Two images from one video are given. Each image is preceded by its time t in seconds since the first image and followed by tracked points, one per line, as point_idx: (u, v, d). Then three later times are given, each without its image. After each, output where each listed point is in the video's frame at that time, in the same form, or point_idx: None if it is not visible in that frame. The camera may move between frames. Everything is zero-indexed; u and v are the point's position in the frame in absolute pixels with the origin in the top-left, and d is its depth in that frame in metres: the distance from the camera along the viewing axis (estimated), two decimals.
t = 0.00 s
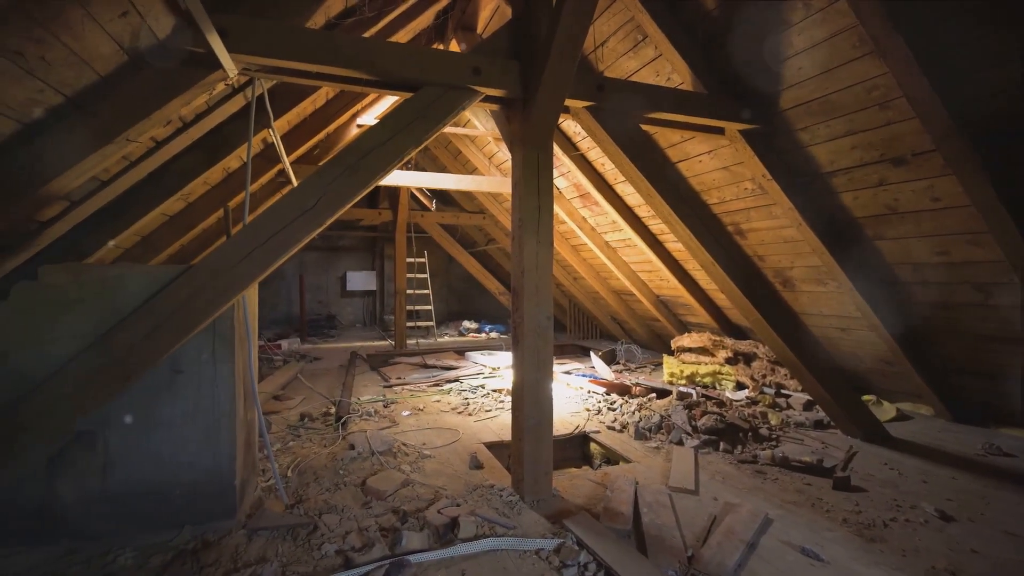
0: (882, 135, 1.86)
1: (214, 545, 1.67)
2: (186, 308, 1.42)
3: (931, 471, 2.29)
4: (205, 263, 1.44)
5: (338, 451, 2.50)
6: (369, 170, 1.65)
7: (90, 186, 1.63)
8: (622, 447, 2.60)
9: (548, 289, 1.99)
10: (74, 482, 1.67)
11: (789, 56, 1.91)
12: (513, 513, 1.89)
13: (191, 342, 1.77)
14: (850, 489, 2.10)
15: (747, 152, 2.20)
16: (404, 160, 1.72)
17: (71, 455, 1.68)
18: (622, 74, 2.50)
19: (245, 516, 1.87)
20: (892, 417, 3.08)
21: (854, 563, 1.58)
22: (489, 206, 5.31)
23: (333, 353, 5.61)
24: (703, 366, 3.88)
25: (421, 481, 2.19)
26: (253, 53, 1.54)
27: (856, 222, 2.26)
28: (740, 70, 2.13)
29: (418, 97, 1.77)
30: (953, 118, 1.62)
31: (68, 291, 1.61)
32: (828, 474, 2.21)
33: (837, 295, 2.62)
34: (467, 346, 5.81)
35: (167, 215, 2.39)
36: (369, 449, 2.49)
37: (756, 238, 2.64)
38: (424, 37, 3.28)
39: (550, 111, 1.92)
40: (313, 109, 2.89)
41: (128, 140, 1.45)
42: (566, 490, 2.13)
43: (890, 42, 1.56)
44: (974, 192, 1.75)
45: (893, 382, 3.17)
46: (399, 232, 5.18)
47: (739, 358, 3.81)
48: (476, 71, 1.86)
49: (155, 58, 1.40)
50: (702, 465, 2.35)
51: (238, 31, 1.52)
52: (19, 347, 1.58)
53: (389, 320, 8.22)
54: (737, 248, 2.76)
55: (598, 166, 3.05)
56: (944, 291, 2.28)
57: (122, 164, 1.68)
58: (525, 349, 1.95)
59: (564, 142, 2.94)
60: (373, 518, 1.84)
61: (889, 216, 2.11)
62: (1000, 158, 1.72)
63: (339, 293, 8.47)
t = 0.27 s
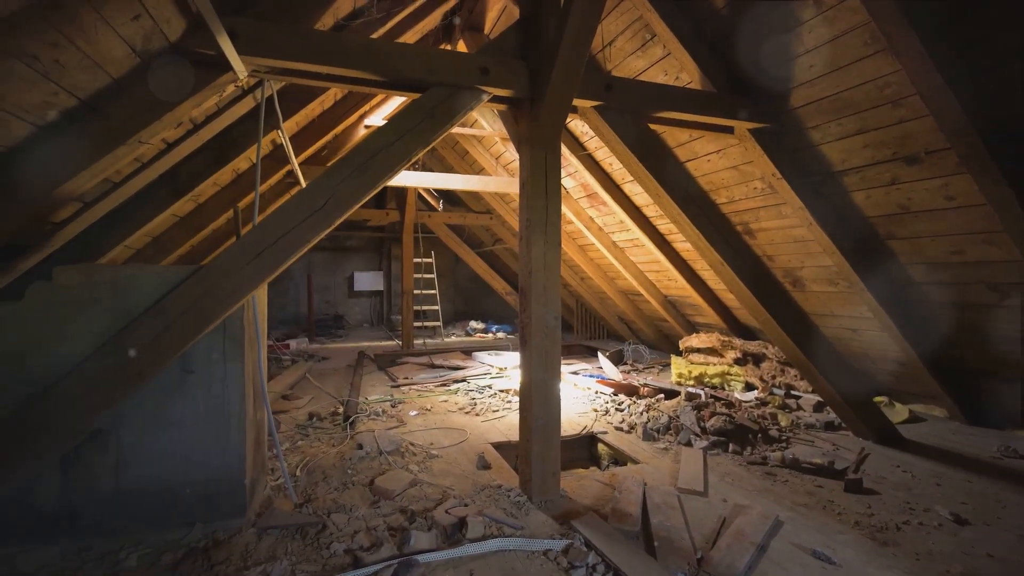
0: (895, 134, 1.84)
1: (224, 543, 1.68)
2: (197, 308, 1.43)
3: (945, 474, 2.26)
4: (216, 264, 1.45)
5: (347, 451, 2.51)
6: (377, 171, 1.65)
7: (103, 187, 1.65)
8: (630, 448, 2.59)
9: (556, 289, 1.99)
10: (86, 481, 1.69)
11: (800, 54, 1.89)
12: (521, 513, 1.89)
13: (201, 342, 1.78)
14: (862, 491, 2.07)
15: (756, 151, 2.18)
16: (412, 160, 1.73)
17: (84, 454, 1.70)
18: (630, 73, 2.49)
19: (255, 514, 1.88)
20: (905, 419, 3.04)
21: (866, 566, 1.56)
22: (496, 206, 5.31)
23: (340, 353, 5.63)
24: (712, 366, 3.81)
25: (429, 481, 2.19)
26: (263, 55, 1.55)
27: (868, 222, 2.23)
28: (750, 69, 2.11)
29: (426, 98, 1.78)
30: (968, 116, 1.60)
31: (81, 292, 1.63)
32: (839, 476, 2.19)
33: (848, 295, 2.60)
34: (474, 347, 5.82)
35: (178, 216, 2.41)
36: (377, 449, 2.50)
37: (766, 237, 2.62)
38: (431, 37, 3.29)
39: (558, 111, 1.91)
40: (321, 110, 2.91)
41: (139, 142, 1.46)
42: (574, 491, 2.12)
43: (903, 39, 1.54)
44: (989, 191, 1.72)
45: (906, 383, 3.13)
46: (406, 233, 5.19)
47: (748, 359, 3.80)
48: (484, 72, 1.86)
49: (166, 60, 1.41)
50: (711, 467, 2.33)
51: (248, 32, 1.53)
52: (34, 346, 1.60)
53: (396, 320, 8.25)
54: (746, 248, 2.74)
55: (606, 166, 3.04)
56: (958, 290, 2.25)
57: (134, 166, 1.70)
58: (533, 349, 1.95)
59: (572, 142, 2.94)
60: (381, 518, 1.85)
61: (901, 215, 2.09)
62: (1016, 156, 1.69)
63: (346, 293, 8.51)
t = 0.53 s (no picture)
0: (909, 132, 1.81)
1: (236, 541, 1.69)
2: (209, 308, 1.45)
3: (962, 477, 2.22)
4: (227, 264, 1.46)
5: (356, 450, 2.52)
6: (387, 171, 1.66)
7: (118, 188, 1.67)
8: (640, 449, 2.58)
9: (565, 290, 1.98)
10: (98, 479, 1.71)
11: (812, 51, 1.87)
12: (530, 514, 1.89)
13: (214, 341, 1.80)
14: (876, 495, 2.04)
15: (767, 150, 2.16)
16: (422, 161, 1.73)
17: (100, 452, 1.72)
18: (639, 72, 2.48)
19: (266, 513, 1.89)
20: (920, 421, 2.99)
21: (881, 571, 1.54)
22: (504, 206, 5.31)
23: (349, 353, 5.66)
24: (721, 368, 3.82)
25: (438, 481, 2.19)
26: (274, 57, 1.56)
27: (882, 221, 2.20)
28: (761, 66, 2.09)
29: (435, 98, 1.78)
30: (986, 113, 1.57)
31: (95, 292, 1.65)
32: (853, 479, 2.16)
33: (861, 296, 2.56)
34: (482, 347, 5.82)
35: (190, 217, 2.44)
36: (386, 449, 2.51)
37: (777, 237, 2.59)
38: (440, 38, 3.30)
39: (568, 110, 1.91)
40: (331, 111, 2.92)
41: (153, 144, 1.48)
42: (584, 492, 2.11)
43: (920, 35, 1.51)
44: (1007, 189, 1.69)
45: (920, 385, 3.08)
46: (414, 233, 5.21)
47: (758, 360, 3.74)
48: (493, 72, 1.86)
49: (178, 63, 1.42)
50: (722, 468, 2.31)
51: (258, 34, 1.54)
52: (51, 345, 1.63)
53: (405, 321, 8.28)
54: (757, 248, 2.72)
55: (614, 166, 3.03)
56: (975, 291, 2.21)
57: (147, 167, 1.72)
58: (542, 349, 1.94)
59: (580, 142, 2.93)
60: (391, 517, 1.85)
61: (916, 214, 2.06)
62: None
63: (355, 293, 8.56)
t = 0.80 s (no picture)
0: (925, 129, 1.78)
1: (248, 540, 1.71)
2: (222, 307, 1.46)
3: (979, 481, 2.19)
4: (239, 265, 1.47)
5: (366, 450, 2.53)
6: (398, 173, 1.66)
7: (132, 190, 1.69)
8: (650, 450, 2.57)
9: (575, 290, 1.98)
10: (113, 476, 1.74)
11: (825, 48, 1.84)
12: (539, 514, 1.88)
13: (226, 341, 1.82)
14: (891, 498, 2.01)
15: (779, 149, 2.14)
16: (431, 162, 1.73)
17: (114, 451, 1.74)
18: (649, 72, 2.47)
19: (277, 512, 1.91)
20: (936, 424, 2.94)
21: None
22: (512, 206, 5.31)
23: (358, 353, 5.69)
24: (732, 369, 3.80)
25: (447, 481, 2.20)
26: (285, 59, 1.57)
27: (896, 221, 2.17)
28: (773, 64, 2.07)
29: (445, 99, 1.78)
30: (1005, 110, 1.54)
31: (108, 292, 1.67)
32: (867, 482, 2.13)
33: (875, 296, 2.53)
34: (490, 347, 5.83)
35: (202, 218, 2.46)
36: (396, 449, 2.52)
37: (789, 237, 2.56)
38: (449, 39, 3.30)
39: (577, 110, 1.90)
40: (341, 113, 2.94)
41: (166, 146, 1.49)
42: (593, 493, 2.10)
43: (936, 31, 1.49)
44: None
45: (936, 387, 3.04)
46: (422, 233, 5.22)
47: (769, 361, 3.71)
48: (502, 72, 1.85)
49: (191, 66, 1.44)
50: (733, 470, 2.29)
51: (270, 37, 1.55)
52: (68, 345, 1.66)
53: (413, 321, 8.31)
54: (768, 248, 2.69)
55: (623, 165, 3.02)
56: (992, 291, 2.17)
57: (161, 169, 1.74)
58: (551, 349, 1.94)
59: (589, 142, 2.92)
60: (401, 517, 1.86)
61: (932, 213, 2.03)
62: None
63: (364, 293, 8.61)
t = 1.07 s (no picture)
0: (939, 127, 1.76)
1: (258, 538, 1.72)
2: (232, 307, 1.47)
3: (995, 485, 2.15)
4: (250, 265, 1.49)
5: (374, 450, 2.54)
6: (406, 173, 1.67)
7: (144, 192, 1.71)
8: (658, 452, 2.55)
9: (583, 290, 1.97)
10: (126, 475, 1.76)
11: (837, 46, 1.82)
12: (548, 515, 1.88)
13: (236, 341, 1.83)
14: (904, 501, 1.99)
15: (789, 148, 2.12)
16: (440, 162, 1.74)
17: (127, 450, 1.76)
18: (657, 71, 2.46)
19: (286, 511, 1.92)
20: (950, 426, 2.92)
21: None
22: (520, 206, 5.31)
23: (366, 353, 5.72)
24: (741, 370, 3.78)
25: (455, 481, 2.20)
26: (295, 61, 1.58)
27: (909, 220, 2.14)
28: (783, 62, 2.05)
29: (453, 100, 1.79)
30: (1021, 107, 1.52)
31: (120, 293, 1.68)
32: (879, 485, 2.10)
33: (887, 297, 2.50)
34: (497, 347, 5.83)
35: (212, 219, 2.48)
36: (404, 449, 2.52)
37: (799, 237, 2.54)
38: (456, 39, 3.31)
39: (586, 110, 1.89)
40: (350, 114, 2.95)
41: (177, 148, 1.50)
42: (601, 494, 2.10)
43: (951, 27, 1.47)
44: None
45: (950, 389, 2.99)
46: (430, 234, 5.23)
47: (779, 361, 3.68)
48: (511, 72, 1.85)
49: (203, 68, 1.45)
50: (743, 472, 2.27)
51: (280, 39, 1.56)
52: (82, 345, 1.68)
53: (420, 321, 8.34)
54: (778, 248, 2.67)
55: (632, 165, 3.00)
56: (1009, 292, 2.14)
57: (172, 170, 1.76)
58: (559, 350, 1.94)
59: (597, 141, 2.91)
60: (409, 517, 1.86)
61: (946, 212, 2.00)
62: None
63: (371, 294, 8.65)
